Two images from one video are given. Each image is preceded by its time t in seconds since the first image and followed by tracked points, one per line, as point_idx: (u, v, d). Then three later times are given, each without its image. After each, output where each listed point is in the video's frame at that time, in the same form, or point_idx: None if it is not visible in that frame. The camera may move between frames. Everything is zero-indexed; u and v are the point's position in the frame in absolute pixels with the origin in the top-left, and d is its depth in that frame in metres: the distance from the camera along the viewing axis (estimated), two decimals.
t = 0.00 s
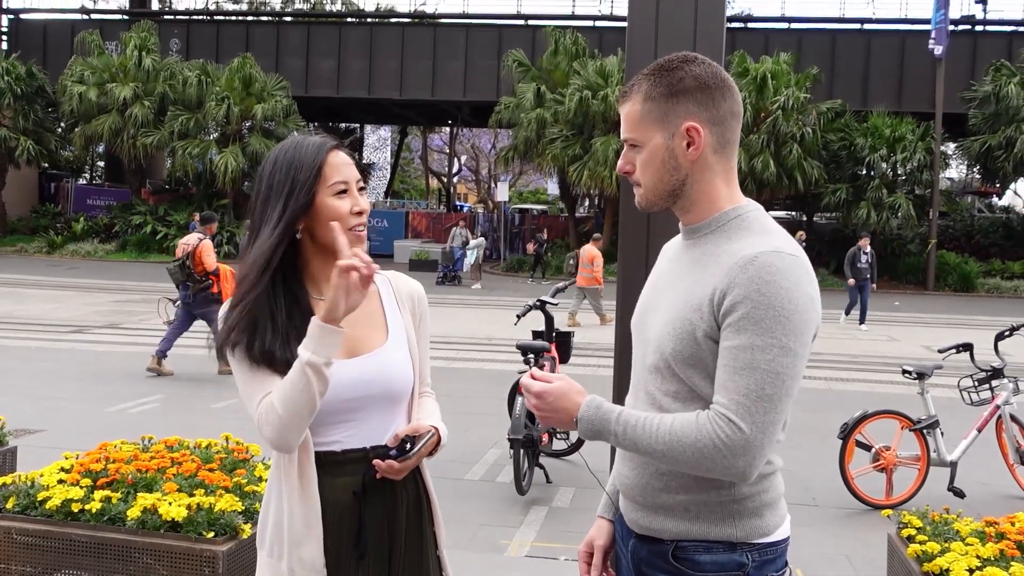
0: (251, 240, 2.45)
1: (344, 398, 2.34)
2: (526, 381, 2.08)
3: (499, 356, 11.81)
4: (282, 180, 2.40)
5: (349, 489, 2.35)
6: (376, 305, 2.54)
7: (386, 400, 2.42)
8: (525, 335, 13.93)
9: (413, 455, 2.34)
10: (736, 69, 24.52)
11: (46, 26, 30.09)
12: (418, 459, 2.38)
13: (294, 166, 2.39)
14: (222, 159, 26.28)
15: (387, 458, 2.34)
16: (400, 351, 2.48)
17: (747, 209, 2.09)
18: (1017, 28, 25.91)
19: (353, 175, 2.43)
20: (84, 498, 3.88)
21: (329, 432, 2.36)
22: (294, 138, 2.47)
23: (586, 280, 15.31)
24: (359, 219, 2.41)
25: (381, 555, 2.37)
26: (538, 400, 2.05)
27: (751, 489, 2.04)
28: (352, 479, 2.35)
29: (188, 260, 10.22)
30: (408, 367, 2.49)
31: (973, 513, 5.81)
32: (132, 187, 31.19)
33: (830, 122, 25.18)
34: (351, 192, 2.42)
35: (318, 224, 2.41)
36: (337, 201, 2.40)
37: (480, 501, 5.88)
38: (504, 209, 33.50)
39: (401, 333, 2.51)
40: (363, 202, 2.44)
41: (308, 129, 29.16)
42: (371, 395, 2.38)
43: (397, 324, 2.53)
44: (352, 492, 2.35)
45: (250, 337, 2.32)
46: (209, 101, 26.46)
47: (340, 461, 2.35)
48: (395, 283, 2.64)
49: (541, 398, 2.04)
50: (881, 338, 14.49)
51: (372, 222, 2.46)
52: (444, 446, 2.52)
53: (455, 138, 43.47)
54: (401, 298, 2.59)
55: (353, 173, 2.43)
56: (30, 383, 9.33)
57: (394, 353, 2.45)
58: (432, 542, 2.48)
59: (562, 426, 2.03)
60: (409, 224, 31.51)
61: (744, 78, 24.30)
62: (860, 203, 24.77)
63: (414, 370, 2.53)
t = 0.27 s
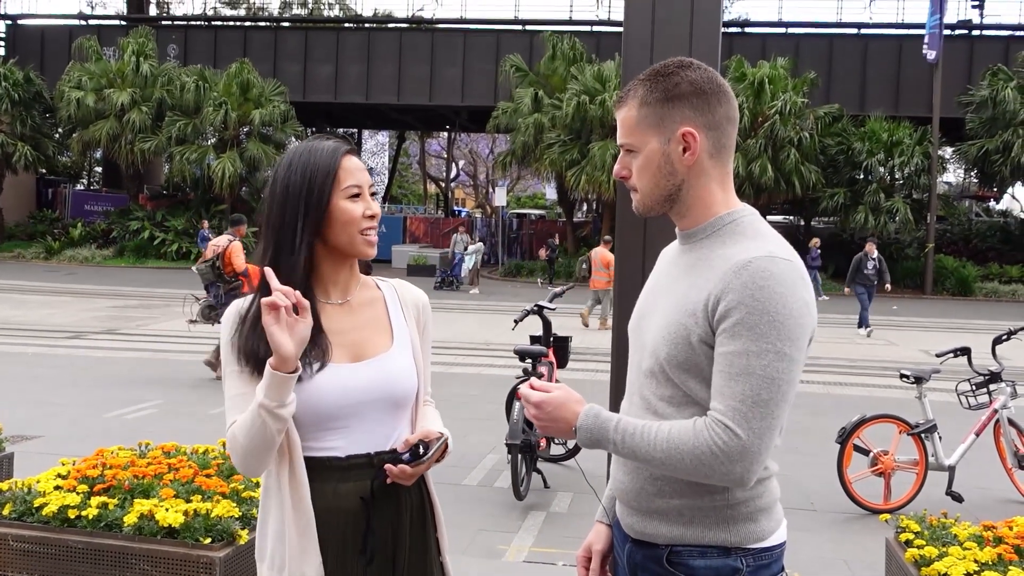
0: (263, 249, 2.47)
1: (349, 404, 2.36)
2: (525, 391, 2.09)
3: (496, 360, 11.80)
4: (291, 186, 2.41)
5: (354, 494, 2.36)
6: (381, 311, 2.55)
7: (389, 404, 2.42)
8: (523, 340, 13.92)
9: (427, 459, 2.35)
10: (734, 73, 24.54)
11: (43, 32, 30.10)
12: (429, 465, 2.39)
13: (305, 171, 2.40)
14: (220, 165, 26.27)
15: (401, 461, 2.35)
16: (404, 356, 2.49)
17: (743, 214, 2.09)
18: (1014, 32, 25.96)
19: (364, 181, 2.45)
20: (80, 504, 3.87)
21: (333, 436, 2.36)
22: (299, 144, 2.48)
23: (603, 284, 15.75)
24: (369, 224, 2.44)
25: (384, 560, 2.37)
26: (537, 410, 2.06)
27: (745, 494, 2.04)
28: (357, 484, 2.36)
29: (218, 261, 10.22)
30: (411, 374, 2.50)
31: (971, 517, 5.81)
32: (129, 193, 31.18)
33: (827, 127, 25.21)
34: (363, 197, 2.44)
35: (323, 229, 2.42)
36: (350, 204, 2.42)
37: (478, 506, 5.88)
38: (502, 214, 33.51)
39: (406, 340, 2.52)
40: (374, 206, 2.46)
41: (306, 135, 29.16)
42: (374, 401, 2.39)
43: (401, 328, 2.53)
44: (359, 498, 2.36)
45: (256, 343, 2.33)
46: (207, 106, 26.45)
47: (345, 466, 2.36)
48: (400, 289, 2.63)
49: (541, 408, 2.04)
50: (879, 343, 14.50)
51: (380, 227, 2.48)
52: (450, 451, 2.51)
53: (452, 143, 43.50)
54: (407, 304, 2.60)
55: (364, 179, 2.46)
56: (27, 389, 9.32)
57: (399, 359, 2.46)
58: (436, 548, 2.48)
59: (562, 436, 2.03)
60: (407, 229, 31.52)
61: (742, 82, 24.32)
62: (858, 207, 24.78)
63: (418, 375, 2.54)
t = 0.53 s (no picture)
0: (269, 255, 2.48)
1: (348, 410, 2.36)
2: (529, 400, 2.08)
3: (495, 366, 11.79)
4: (297, 194, 2.42)
5: (351, 499, 2.35)
6: (383, 316, 2.55)
7: (389, 409, 2.42)
8: (521, 345, 13.92)
9: (422, 465, 2.34)
10: (732, 78, 24.58)
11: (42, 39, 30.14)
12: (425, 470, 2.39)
13: (311, 178, 2.42)
14: (218, 170, 26.29)
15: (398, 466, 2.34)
16: (404, 362, 2.49)
17: (739, 218, 2.09)
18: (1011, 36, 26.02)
19: (371, 187, 2.47)
20: (77, 510, 3.86)
21: (331, 441, 2.36)
22: (304, 152, 2.49)
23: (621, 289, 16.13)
24: (375, 229, 2.44)
25: (382, 563, 2.37)
26: (541, 419, 2.05)
27: (743, 499, 2.03)
28: (354, 489, 2.35)
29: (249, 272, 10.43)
30: (412, 379, 2.50)
31: (969, 522, 5.80)
32: (128, 199, 31.20)
33: (825, 131, 25.25)
34: (369, 202, 2.45)
35: (330, 235, 2.43)
36: (356, 211, 2.43)
37: (476, 512, 5.87)
38: (500, 219, 33.52)
39: (407, 345, 2.52)
40: (379, 211, 2.47)
41: (304, 141, 29.18)
42: (374, 406, 2.39)
43: (404, 334, 2.53)
44: (355, 502, 2.35)
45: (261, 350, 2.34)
46: (205, 112, 26.47)
47: (343, 471, 2.36)
48: (404, 297, 2.63)
49: (544, 417, 2.04)
50: (878, 347, 14.49)
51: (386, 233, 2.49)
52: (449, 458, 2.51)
53: (451, 149, 43.56)
54: (409, 311, 2.60)
55: (369, 185, 2.46)
56: (25, 395, 9.31)
57: (399, 365, 2.47)
58: (434, 555, 2.47)
59: (566, 444, 2.03)
60: (406, 235, 31.53)
61: (739, 87, 24.34)
62: (856, 212, 24.80)
63: (419, 381, 2.54)
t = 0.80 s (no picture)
0: (269, 255, 2.48)
1: (349, 414, 2.36)
2: (538, 407, 2.08)
3: (494, 370, 11.79)
4: (303, 197, 2.42)
5: (351, 505, 2.33)
6: (384, 321, 2.55)
7: (388, 413, 2.42)
8: (521, 349, 13.91)
9: (422, 472, 2.34)
10: (731, 83, 24.59)
11: (42, 44, 30.16)
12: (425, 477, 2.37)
13: (317, 182, 2.42)
14: (218, 175, 26.30)
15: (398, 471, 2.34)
16: (405, 367, 2.49)
17: (737, 222, 2.09)
18: (1010, 41, 26.06)
19: (371, 192, 2.47)
20: (76, 515, 3.86)
21: (330, 444, 2.36)
22: (308, 156, 2.50)
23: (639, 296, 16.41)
24: (374, 234, 2.44)
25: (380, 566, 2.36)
26: (550, 425, 2.05)
27: (740, 502, 2.03)
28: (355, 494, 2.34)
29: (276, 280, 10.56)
30: (412, 383, 2.50)
31: (970, 526, 5.79)
32: (128, 204, 31.21)
33: (824, 135, 25.28)
34: (369, 208, 2.45)
35: (329, 240, 2.44)
36: (354, 216, 2.43)
37: (476, 516, 5.86)
38: (500, 223, 33.53)
39: (408, 349, 2.52)
40: (380, 218, 2.47)
41: (304, 146, 29.20)
42: (374, 411, 2.39)
43: (404, 337, 2.54)
44: (355, 507, 2.34)
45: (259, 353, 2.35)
46: (205, 117, 26.48)
47: (341, 474, 2.35)
48: (406, 302, 2.62)
49: (554, 423, 2.04)
50: (877, 351, 14.48)
51: (386, 237, 2.49)
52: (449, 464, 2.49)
53: (451, 153, 43.58)
54: (411, 316, 2.60)
55: (371, 191, 2.47)
56: (24, 400, 9.30)
57: (399, 369, 2.47)
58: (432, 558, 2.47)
59: (576, 451, 2.03)
60: (406, 239, 31.53)
61: (739, 92, 24.33)
62: (856, 215, 24.80)
63: (418, 384, 2.54)
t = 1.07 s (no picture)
0: (268, 257, 2.47)
1: (349, 418, 2.36)
2: (538, 414, 2.08)
3: (494, 374, 11.78)
4: (303, 197, 2.42)
5: (347, 512, 2.34)
6: (383, 325, 2.54)
7: (386, 419, 2.42)
8: (521, 353, 13.90)
9: (416, 482, 2.34)
10: (731, 87, 24.60)
11: (43, 47, 30.19)
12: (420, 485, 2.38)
13: (315, 183, 2.41)
14: (218, 178, 26.30)
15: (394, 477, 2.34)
16: (403, 372, 2.49)
17: (741, 227, 2.09)
18: (1010, 46, 26.07)
19: (366, 193, 2.46)
20: (74, 519, 3.85)
21: (329, 448, 2.35)
22: (307, 158, 2.49)
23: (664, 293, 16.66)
24: (361, 236, 2.42)
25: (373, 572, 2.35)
26: (550, 433, 2.05)
27: (742, 509, 2.02)
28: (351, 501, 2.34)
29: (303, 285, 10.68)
30: (408, 389, 2.49)
31: (969, 531, 5.77)
32: (128, 207, 31.20)
33: (825, 140, 25.29)
34: (356, 209, 2.43)
35: (321, 242, 2.43)
36: (341, 216, 2.41)
37: (475, 521, 5.85)
38: (500, 227, 33.53)
39: (406, 354, 2.52)
40: (376, 219, 2.47)
41: (304, 149, 29.22)
42: (373, 416, 2.39)
43: (402, 343, 2.53)
44: (349, 513, 2.34)
45: (257, 355, 2.35)
46: (205, 120, 26.48)
47: (336, 479, 2.35)
48: (406, 307, 2.62)
49: (554, 430, 2.04)
50: (878, 356, 14.47)
51: (379, 239, 2.47)
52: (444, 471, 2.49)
53: (451, 157, 43.60)
54: (410, 322, 2.59)
55: (369, 191, 2.47)
56: (24, 403, 9.30)
57: (396, 375, 2.46)
58: (428, 562, 2.47)
59: (577, 458, 2.02)
60: (406, 243, 31.53)
61: (739, 96, 24.34)
62: (856, 220, 24.79)
63: (416, 389, 2.53)
